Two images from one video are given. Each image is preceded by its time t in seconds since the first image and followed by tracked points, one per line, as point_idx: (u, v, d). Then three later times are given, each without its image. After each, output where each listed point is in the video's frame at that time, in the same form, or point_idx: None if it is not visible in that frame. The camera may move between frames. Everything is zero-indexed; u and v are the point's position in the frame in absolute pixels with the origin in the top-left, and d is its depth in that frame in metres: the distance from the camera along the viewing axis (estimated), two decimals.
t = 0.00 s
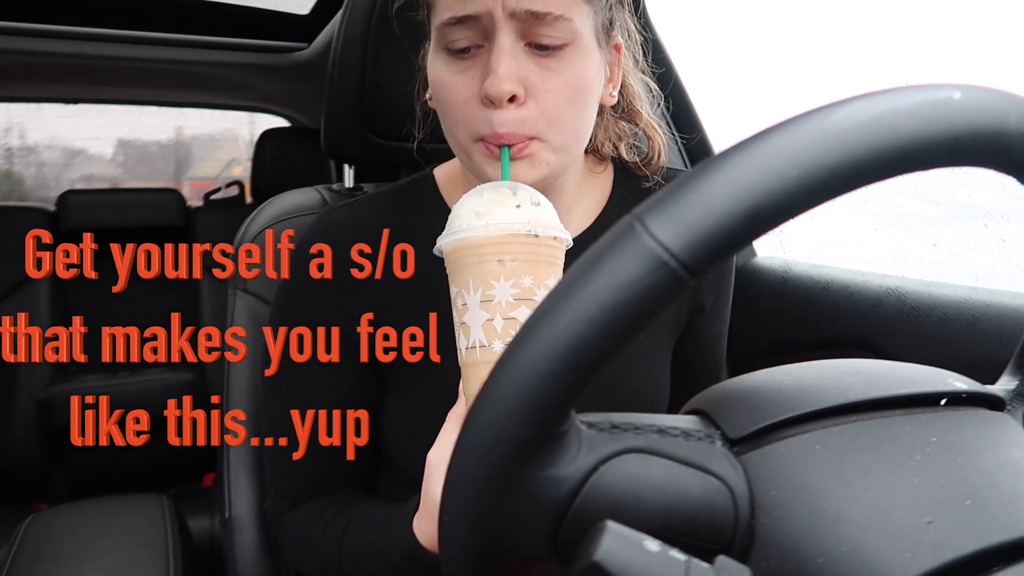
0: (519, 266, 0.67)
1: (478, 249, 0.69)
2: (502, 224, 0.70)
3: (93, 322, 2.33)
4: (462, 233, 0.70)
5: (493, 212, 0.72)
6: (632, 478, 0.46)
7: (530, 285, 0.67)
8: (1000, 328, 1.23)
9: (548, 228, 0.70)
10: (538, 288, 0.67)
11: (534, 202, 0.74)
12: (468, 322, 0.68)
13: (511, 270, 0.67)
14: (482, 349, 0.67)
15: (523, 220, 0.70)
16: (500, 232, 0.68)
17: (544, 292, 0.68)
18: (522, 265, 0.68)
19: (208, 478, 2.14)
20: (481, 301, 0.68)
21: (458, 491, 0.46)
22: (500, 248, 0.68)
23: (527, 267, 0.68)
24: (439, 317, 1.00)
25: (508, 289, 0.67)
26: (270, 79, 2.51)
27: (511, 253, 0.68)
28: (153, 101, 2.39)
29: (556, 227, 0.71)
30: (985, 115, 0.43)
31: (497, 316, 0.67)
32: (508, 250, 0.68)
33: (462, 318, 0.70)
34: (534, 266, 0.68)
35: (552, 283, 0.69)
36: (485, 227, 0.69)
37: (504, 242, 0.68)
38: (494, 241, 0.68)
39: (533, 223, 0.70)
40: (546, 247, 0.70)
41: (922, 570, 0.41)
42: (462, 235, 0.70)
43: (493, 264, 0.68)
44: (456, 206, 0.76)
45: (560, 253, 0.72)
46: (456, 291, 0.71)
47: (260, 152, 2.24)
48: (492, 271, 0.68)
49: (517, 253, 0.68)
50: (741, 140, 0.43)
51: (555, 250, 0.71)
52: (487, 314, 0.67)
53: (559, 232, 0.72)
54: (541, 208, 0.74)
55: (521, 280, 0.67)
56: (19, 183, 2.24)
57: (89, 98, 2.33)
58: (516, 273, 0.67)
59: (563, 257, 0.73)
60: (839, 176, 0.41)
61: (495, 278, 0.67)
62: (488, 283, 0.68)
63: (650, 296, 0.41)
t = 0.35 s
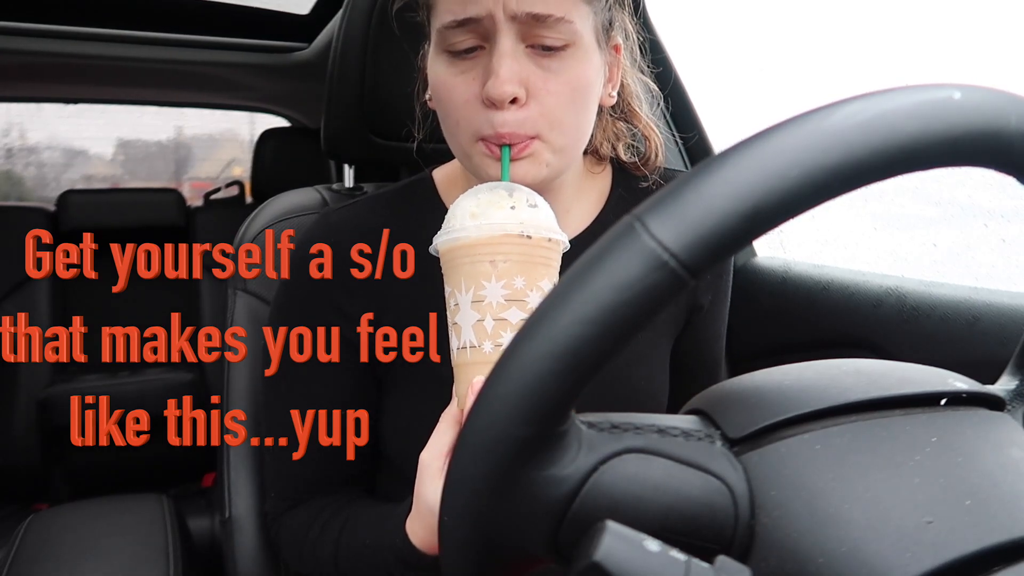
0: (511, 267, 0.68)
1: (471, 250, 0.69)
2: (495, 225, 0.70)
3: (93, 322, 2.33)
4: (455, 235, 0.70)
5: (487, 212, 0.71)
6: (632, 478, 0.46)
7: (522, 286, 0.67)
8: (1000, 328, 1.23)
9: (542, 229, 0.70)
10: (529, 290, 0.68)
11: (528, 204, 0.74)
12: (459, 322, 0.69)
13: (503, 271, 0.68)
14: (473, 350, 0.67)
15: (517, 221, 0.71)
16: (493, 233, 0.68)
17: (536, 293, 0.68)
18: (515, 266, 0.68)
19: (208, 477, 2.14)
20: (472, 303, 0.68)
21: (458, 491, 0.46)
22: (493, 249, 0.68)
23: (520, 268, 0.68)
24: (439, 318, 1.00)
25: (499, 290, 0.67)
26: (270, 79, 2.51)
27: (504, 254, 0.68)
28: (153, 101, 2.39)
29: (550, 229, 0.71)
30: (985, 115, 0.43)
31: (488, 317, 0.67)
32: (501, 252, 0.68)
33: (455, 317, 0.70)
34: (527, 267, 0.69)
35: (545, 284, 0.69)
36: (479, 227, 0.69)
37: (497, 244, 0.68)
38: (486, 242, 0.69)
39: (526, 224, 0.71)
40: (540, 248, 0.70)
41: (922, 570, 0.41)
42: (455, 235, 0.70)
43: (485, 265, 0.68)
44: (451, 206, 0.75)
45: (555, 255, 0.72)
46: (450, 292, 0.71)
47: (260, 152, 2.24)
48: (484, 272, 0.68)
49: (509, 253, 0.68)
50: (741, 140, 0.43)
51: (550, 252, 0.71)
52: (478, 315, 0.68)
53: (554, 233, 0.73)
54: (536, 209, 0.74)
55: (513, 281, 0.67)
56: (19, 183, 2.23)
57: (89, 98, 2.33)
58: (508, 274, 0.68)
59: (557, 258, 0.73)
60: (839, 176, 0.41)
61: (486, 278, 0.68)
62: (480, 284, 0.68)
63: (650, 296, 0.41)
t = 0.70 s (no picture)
0: (513, 276, 0.67)
1: (473, 258, 0.69)
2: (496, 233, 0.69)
3: (94, 322, 2.33)
4: (457, 243, 0.70)
5: (489, 220, 0.71)
6: (632, 479, 0.46)
7: (523, 294, 0.67)
8: (1000, 328, 1.23)
9: (545, 238, 0.70)
10: (531, 299, 0.67)
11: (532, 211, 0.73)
12: (459, 329, 0.68)
13: (505, 280, 0.67)
14: (473, 357, 0.67)
15: (519, 229, 0.70)
16: (495, 240, 0.68)
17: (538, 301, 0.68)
18: (517, 274, 0.68)
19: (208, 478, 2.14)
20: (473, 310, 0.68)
21: (458, 491, 0.46)
22: (494, 257, 0.68)
23: (522, 277, 0.68)
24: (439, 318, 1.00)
25: (500, 298, 0.67)
26: (270, 79, 2.51)
27: (506, 263, 0.68)
28: (153, 101, 2.38)
29: (554, 238, 0.70)
30: (986, 115, 0.43)
31: (490, 324, 0.67)
32: (503, 260, 0.68)
33: (456, 324, 0.70)
34: (529, 276, 0.68)
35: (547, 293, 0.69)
36: (481, 235, 0.69)
37: (499, 252, 0.68)
38: (488, 250, 0.68)
39: (529, 233, 0.70)
40: (543, 258, 0.70)
41: (922, 570, 0.41)
42: (457, 243, 0.70)
43: (486, 274, 0.68)
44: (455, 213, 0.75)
45: (558, 264, 0.71)
46: (452, 299, 0.71)
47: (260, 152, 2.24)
48: (485, 281, 0.68)
49: (511, 262, 0.68)
50: (741, 140, 0.43)
51: (553, 260, 0.70)
52: (479, 323, 0.67)
53: (558, 242, 0.71)
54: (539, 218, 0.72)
55: (515, 289, 0.67)
56: (19, 182, 2.23)
57: (89, 98, 2.33)
58: (510, 283, 0.67)
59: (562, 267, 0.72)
60: (839, 177, 0.41)
61: (487, 286, 0.68)
62: (480, 291, 0.68)
63: (650, 295, 0.41)
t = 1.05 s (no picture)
0: (431, 236, 0.65)
1: (386, 220, 0.66)
2: (410, 191, 0.66)
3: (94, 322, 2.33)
4: (367, 205, 0.67)
5: (402, 178, 0.68)
6: (632, 479, 0.46)
7: (444, 253, 0.65)
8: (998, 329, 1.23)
9: (463, 189, 0.67)
10: (452, 256, 0.66)
11: (449, 160, 0.72)
12: (383, 297, 0.66)
13: (423, 240, 0.65)
14: (398, 325, 0.66)
15: (434, 183, 0.67)
16: (408, 200, 0.65)
17: (460, 257, 0.66)
18: (434, 232, 0.66)
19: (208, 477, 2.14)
20: (390, 278, 0.66)
21: (458, 492, 0.46)
22: (409, 218, 0.65)
23: (442, 234, 0.66)
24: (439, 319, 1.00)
25: (418, 261, 0.65)
26: (271, 79, 2.51)
27: (422, 224, 0.65)
28: (153, 101, 2.37)
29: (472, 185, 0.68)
30: (987, 114, 0.43)
31: (411, 289, 0.65)
32: (418, 220, 0.65)
33: (377, 293, 0.67)
34: (449, 233, 0.66)
35: (469, 246, 0.67)
36: (393, 195, 0.65)
37: (415, 212, 0.65)
38: (403, 210, 0.65)
39: (442, 185, 0.67)
40: (464, 210, 0.67)
41: (923, 569, 0.41)
42: (368, 206, 0.66)
43: (402, 237, 0.65)
44: (366, 171, 0.72)
45: (482, 213, 0.69)
46: (371, 264, 0.68)
47: (260, 152, 2.24)
48: (402, 244, 0.65)
49: (429, 221, 0.65)
50: (741, 140, 0.43)
51: (475, 211, 0.68)
52: (397, 290, 0.65)
53: (478, 190, 0.69)
54: (457, 167, 0.71)
55: (434, 249, 0.65)
56: (19, 182, 2.22)
57: (89, 98, 2.31)
58: (428, 243, 0.65)
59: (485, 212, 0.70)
60: (839, 178, 0.41)
61: (404, 250, 0.65)
62: (398, 256, 0.65)
63: (650, 296, 0.41)
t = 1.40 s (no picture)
0: (269, 216, 0.65)
1: (226, 194, 0.65)
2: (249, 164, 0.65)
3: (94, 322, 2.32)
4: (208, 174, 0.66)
5: (246, 147, 0.67)
6: (632, 479, 0.46)
7: (286, 235, 0.65)
8: (999, 327, 1.28)
9: (305, 164, 0.64)
10: (297, 239, 0.65)
11: (306, 126, 0.69)
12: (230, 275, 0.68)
13: (261, 220, 0.65)
14: (244, 311, 0.67)
15: (274, 157, 0.65)
16: (240, 175, 0.64)
17: (305, 240, 0.65)
18: (275, 210, 0.65)
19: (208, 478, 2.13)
20: (234, 256, 0.67)
21: (458, 490, 0.46)
22: (247, 194, 0.65)
23: (282, 215, 0.65)
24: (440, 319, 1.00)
25: (259, 243, 0.65)
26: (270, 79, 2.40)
27: (260, 202, 0.65)
28: (153, 101, 2.21)
29: (321, 159, 0.65)
30: (985, 115, 0.43)
31: (252, 274, 0.66)
32: (256, 198, 0.64)
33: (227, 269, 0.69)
34: (290, 211, 0.65)
35: (317, 228, 0.66)
36: (230, 167, 0.64)
37: (252, 188, 0.64)
38: (239, 186, 0.64)
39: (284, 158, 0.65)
40: (307, 187, 0.65)
41: (923, 570, 0.41)
42: (210, 177, 0.66)
43: (240, 214, 0.65)
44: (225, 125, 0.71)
45: (336, 187, 0.67)
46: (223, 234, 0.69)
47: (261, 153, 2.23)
48: (242, 222, 0.65)
49: (266, 200, 0.64)
50: (741, 140, 0.43)
51: (324, 186, 0.66)
52: (241, 272, 0.66)
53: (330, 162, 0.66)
54: (308, 137, 0.68)
55: (275, 230, 0.65)
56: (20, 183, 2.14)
57: (89, 98, 2.15)
58: (267, 223, 0.65)
59: (343, 186, 0.67)
60: (839, 177, 0.41)
61: (244, 230, 0.65)
62: (240, 236, 0.66)
63: (650, 295, 0.41)
